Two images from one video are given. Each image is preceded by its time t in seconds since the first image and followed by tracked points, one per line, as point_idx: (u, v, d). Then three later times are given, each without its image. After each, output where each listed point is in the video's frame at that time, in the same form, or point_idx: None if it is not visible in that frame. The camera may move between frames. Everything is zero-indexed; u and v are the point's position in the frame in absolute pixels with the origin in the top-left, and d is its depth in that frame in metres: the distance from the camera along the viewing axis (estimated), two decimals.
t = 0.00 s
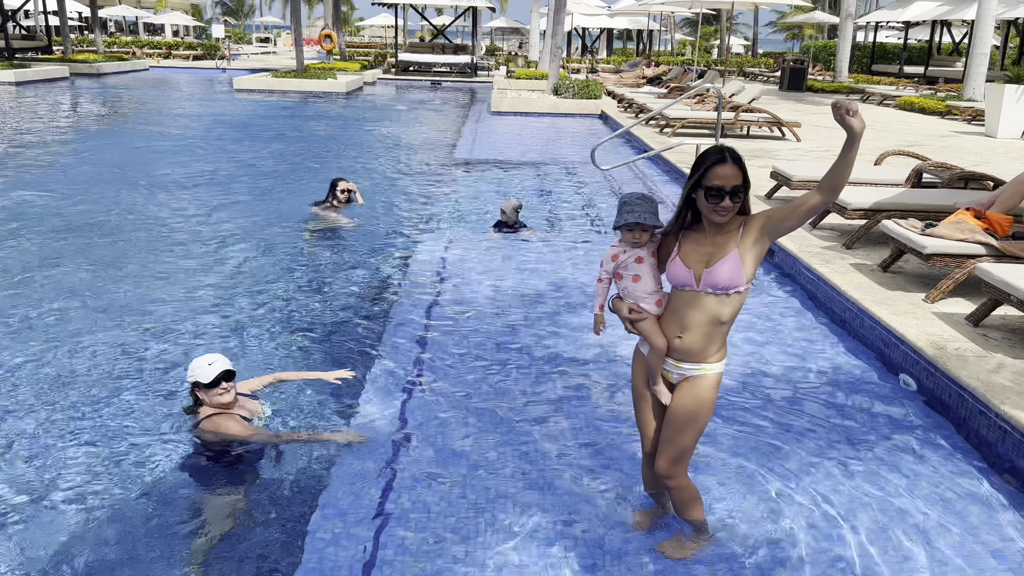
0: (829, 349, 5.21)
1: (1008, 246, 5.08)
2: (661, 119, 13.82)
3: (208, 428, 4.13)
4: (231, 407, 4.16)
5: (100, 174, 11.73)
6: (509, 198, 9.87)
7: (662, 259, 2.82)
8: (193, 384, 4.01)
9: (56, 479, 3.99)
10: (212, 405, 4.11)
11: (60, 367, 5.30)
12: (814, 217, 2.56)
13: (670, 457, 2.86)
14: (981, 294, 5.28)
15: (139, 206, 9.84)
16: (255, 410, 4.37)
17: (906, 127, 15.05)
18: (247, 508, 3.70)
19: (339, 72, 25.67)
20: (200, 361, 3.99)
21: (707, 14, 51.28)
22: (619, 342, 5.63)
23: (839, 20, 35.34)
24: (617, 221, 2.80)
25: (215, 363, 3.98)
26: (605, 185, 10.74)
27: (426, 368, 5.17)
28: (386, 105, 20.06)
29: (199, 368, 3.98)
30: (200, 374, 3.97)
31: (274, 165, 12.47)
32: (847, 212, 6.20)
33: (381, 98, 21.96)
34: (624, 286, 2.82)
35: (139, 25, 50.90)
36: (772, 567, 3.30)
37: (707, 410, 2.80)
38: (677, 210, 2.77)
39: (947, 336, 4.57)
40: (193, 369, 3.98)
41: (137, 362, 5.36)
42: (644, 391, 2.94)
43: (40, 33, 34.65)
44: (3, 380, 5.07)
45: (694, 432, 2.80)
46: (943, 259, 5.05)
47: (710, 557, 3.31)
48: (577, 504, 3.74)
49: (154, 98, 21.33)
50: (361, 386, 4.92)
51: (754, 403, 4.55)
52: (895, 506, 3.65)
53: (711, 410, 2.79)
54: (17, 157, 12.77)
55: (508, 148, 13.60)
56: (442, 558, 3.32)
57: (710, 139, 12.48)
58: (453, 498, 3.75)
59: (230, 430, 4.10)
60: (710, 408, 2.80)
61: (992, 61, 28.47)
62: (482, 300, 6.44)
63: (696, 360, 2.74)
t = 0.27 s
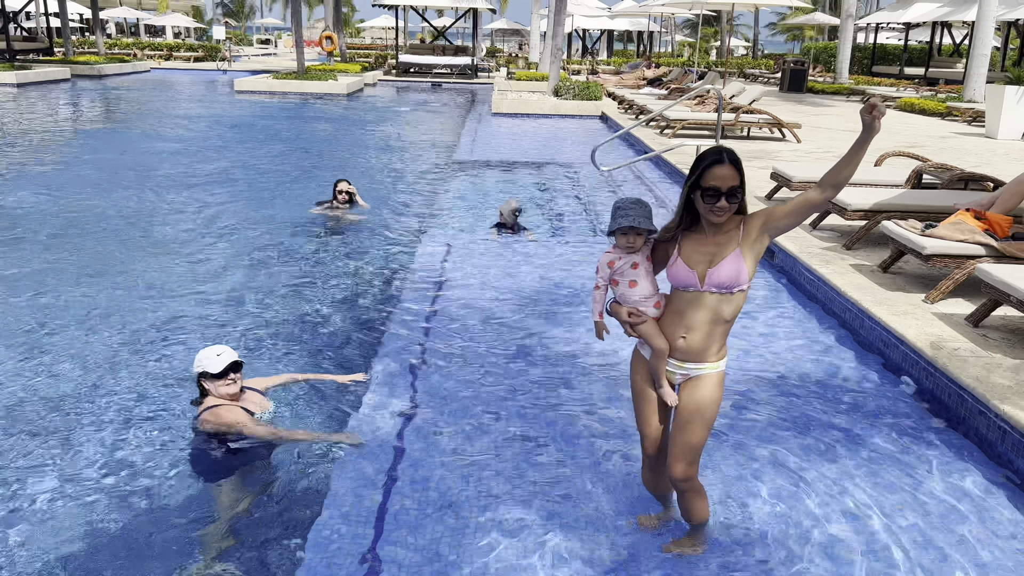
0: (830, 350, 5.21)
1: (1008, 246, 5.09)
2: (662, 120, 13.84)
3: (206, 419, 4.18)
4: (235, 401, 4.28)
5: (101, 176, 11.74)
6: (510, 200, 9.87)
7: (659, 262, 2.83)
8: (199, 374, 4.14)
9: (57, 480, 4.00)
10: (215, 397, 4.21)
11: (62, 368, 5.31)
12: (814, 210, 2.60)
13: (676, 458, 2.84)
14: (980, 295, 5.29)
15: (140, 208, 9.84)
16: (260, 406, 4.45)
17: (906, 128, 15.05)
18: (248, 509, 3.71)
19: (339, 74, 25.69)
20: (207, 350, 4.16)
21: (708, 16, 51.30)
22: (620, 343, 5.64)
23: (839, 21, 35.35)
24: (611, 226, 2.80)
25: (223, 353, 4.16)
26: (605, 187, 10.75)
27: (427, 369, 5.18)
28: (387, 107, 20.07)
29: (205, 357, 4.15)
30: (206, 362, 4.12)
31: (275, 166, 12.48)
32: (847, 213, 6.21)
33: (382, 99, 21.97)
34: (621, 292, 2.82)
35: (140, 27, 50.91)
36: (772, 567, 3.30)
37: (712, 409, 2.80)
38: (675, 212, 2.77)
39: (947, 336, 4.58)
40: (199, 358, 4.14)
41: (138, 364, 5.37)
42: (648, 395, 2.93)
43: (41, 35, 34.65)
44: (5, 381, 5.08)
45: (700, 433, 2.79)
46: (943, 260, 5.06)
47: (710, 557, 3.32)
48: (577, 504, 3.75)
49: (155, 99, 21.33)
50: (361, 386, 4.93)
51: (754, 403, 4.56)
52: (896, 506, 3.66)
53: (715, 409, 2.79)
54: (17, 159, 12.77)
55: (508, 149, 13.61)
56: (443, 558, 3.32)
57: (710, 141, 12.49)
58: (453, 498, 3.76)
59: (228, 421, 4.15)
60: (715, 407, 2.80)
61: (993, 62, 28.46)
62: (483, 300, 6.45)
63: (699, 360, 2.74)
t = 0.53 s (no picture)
0: (832, 352, 5.22)
1: (1011, 247, 5.08)
2: (664, 122, 13.84)
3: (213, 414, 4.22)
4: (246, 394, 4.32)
5: (104, 176, 11.77)
6: (512, 201, 9.89)
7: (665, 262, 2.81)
8: (211, 370, 4.15)
9: (61, 480, 4.01)
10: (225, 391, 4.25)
11: (66, 369, 5.32)
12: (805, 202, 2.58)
13: (683, 458, 2.86)
14: (983, 296, 5.28)
15: (143, 209, 9.86)
16: (266, 401, 4.50)
17: (909, 129, 15.05)
18: (252, 510, 3.71)
19: (342, 75, 25.74)
20: (220, 345, 4.13)
21: (710, 16, 51.33)
22: (622, 345, 5.64)
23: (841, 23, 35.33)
24: (617, 224, 2.76)
25: (236, 349, 4.16)
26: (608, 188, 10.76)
27: (429, 370, 5.19)
28: (390, 108, 20.10)
29: (216, 352, 4.12)
30: (219, 360, 4.11)
31: (277, 167, 12.50)
32: (850, 214, 6.21)
33: (384, 100, 22.03)
34: (626, 291, 2.80)
35: (143, 29, 51.03)
36: (776, 569, 3.30)
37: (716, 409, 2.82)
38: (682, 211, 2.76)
39: (950, 338, 4.57)
40: (211, 354, 4.12)
41: (142, 364, 5.39)
42: (652, 394, 2.93)
43: (44, 36, 34.72)
44: (8, 382, 5.09)
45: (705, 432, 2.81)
46: (947, 261, 5.06)
47: (712, 558, 3.32)
48: (580, 505, 3.75)
49: (158, 100, 21.38)
50: (364, 388, 4.93)
51: (757, 405, 4.56)
52: (899, 508, 3.66)
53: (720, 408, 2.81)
54: (21, 160, 12.79)
55: (510, 150, 13.63)
56: (446, 560, 3.33)
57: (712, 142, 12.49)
58: (457, 499, 3.77)
59: (236, 418, 4.18)
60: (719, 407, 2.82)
61: (996, 63, 28.44)
62: (486, 301, 6.46)
63: (705, 360, 2.74)
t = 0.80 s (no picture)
0: (836, 353, 5.21)
1: (1016, 249, 5.07)
2: (667, 122, 13.83)
3: (229, 415, 4.20)
4: (256, 393, 4.34)
5: (108, 177, 11.78)
6: (515, 202, 9.88)
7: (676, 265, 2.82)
8: (223, 369, 4.15)
9: (65, 480, 4.01)
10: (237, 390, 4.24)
11: (70, 369, 5.32)
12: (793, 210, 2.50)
13: (685, 461, 2.85)
14: (988, 297, 5.27)
15: (146, 209, 9.86)
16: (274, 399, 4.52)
17: (912, 130, 15.03)
18: (256, 510, 3.71)
19: (345, 76, 25.74)
20: (230, 344, 4.17)
21: (713, 17, 51.32)
22: (626, 346, 5.63)
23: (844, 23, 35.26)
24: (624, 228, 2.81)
25: (247, 347, 4.20)
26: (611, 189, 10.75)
27: (433, 371, 5.18)
28: (392, 108, 20.10)
29: (225, 352, 4.16)
30: (232, 358, 4.14)
31: (280, 168, 12.50)
32: (855, 215, 6.20)
33: (387, 101, 22.03)
34: (634, 293, 2.85)
35: (146, 29, 51.06)
36: (781, 570, 3.29)
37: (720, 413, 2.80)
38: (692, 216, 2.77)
39: (955, 339, 4.56)
40: (223, 352, 4.15)
41: (146, 365, 5.38)
42: (658, 397, 2.94)
43: (47, 36, 34.75)
44: (13, 382, 5.10)
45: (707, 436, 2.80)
46: (951, 262, 5.05)
47: (717, 560, 3.32)
48: (585, 506, 3.75)
49: (161, 100, 21.40)
50: (368, 389, 4.93)
51: (761, 406, 4.55)
52: (904, 509, 3.65)
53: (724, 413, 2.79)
54: (24, 160, 12.80)
55: (513, 151, 13.62)
56: (450, 560, 3.32)
57: (715, 143, 12.48)
58: (461, 500, 3.76)
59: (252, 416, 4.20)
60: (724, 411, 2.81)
61: (999, 64, 28.40)
62: (489, 302, 6.46)
63: (708, 364, 2.73)
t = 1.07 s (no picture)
0: (840, 354, 5.20)
1: (1020, 250, 5.06)
2: (669, 123, 13.82)
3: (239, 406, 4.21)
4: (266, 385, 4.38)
5: (110, 176, 11.79)
6: (517, 203, 9.87)
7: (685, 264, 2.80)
8: (232, 360, 4.23)
9: (70, 481, 4.00)
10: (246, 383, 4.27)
11: (74, 369, 5.32)
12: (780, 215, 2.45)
13: (681, 460, 2.87)
14: (992, 299, 5.26)
15: (149, 209, 9.87)
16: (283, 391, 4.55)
17: (915, 132, 15.01)
18: (260, 512, 3.71)
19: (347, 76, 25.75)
20: (237, 336, 4.27)
21: (716, 18, 51.34)
22: (629, 347, 5.62)
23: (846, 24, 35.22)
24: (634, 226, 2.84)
25: (255, 339, 4.27)
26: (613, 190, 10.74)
27: (436, 371, 5.18)
28: (395, 108, 20.11)
29: (233, 344, 4.25)
30: (240, 349, 4.21)
31: (282, 168, 12.50)
32: (858, 216, 6.19)
33: (389, 101, 22.03)
34: (643, 290, 2.86)
35: (149, 29, 51.12)
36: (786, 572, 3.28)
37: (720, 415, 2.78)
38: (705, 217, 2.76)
39: (960, 341, 4.55)
40: (231, 344, 4.23)
41: (150, 364, 5.39)
42: (664, 395, 2.95)
43: (50, 36, 34.79)
44: (17, 382, 5.10)
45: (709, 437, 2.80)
46: (955, 264, 5.04)
47: (720, 562, 3.31)
48: (586, 507, 3.74)
49: (163, 101, 21.42)
50: (371, 389, 4.92)
51: (766, 408, 4.54)
52: (908, 510, 3.64)
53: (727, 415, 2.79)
54: (27, 160, 12.81)
55: (516, 152, 13.61)
56: (454, 561, 3.31)
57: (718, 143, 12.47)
58: (465, 500, 3.75)
59: (262, 406, 4.23)
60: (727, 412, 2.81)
61: (1001, 66, 28.36)
62: (492, 303, 6.45)
63: (706, 364, 2.72)
